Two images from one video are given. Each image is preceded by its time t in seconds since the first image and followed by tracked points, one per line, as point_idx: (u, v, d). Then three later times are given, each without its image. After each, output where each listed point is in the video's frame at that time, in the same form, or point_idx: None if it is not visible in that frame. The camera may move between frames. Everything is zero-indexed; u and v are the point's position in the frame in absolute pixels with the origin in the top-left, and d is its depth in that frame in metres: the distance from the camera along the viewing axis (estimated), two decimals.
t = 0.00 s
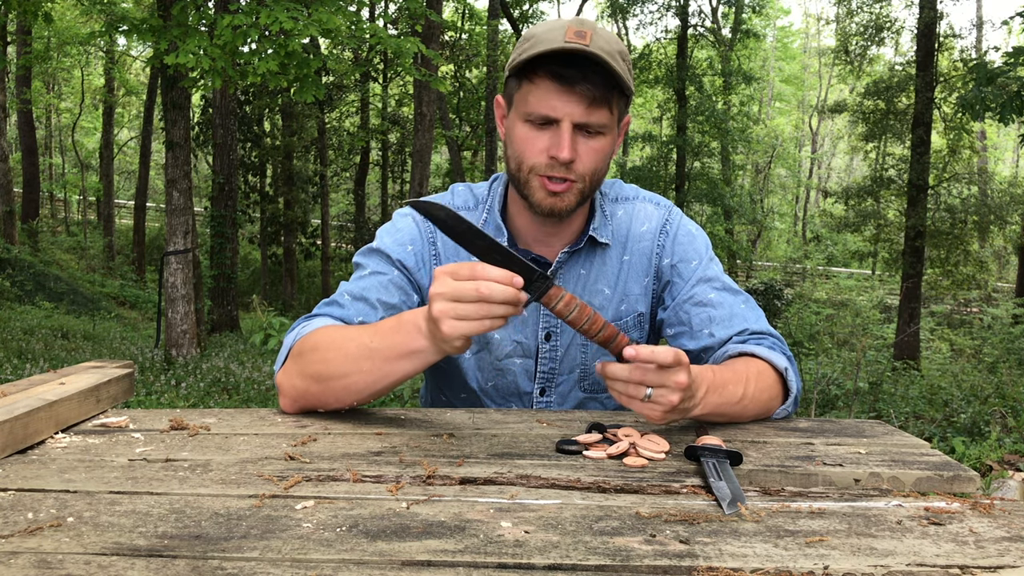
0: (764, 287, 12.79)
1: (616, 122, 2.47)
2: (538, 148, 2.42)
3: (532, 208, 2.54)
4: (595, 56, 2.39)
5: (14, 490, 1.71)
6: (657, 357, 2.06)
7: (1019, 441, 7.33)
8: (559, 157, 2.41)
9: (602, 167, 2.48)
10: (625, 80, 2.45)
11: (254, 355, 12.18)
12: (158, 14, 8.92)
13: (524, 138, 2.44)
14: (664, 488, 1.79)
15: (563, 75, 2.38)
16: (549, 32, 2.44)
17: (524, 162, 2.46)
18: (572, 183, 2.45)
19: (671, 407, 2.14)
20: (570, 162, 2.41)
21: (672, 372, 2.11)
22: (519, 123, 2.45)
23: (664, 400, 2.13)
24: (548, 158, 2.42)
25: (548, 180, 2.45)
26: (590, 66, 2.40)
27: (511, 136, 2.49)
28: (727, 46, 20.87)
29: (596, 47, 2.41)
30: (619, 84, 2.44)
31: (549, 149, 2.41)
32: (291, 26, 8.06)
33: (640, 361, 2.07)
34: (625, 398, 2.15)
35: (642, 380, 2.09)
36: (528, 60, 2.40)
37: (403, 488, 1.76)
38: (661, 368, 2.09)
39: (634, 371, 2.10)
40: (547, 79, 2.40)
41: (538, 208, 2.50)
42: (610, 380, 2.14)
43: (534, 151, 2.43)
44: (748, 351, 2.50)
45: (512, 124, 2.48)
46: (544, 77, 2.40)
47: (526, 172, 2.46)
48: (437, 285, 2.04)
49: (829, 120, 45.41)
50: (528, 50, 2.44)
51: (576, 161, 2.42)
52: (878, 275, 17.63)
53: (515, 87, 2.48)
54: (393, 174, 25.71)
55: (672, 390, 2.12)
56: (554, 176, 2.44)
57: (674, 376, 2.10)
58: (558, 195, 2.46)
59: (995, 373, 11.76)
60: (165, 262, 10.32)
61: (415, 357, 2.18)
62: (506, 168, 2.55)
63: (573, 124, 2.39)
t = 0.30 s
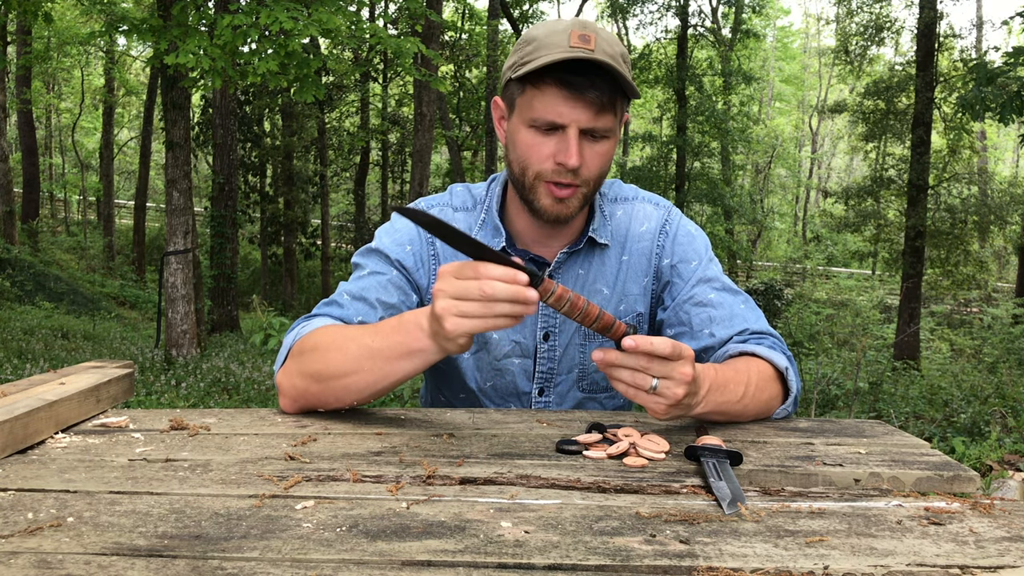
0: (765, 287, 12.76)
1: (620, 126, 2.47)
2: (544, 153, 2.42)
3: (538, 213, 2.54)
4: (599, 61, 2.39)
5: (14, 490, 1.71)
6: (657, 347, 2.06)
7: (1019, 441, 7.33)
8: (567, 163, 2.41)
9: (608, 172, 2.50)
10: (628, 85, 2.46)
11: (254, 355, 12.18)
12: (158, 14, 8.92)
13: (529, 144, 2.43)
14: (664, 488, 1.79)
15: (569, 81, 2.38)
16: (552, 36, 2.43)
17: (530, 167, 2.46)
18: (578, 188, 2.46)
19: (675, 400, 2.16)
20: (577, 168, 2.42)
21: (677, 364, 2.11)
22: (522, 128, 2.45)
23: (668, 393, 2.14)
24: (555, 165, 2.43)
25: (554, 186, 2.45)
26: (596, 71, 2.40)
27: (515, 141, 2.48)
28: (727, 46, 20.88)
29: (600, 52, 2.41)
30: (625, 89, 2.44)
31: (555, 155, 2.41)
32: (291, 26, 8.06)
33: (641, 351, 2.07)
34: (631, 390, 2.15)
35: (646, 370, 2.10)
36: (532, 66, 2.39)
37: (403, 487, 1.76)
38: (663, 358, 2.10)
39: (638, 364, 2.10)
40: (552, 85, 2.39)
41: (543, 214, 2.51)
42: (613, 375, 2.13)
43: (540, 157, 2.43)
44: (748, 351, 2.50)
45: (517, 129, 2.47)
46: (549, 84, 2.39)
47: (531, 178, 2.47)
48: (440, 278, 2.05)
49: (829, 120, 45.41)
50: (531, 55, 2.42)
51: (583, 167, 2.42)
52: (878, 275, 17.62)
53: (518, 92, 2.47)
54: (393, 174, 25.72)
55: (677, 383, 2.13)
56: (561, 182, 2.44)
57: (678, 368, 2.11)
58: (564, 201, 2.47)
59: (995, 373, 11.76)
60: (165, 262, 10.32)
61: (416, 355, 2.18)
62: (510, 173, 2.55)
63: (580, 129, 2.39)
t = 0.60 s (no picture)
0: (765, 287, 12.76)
1: (619, 125, 2.47)
2: (541, 151, 2.42)
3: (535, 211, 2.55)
4: (598, 59, 2.39)
5: (14, 490, 1.71)
6: (658, 342, 2.07)
7: (1019, 441, 7.33)
8: (563, 160, 2.41)
9: (606, 170, 2.49)
10: (628, 83, 2.46)
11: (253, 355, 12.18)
12: (158, 14, 8.92)
13: (526, 141, 2.44)
14: (663, 488, 1.79)
15: (568, 79, 2.38)
16: (552, 34, 2.43)
17: (527, 165, 2.46)
18: (576, 187, 2.46)
19: (680, 397, 2.16)
20: (574, 165, 2.42)
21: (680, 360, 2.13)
22: (521, 126, 2.45)
23: (673, 391, 2.14)
24: (552, 162, 2.43)
25: (551, 183, 2.46)
26: (595, 69, 2.39)
27: (513, 138, 2.49)
28: (727, 46, 20.87)
29: (600, 50, 2.41)
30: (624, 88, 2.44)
31: (552, 152, 2.42)
32: (290, 26, 8.06)
33: (643, 348, 2.08)
34: (634, 390, 2.14)
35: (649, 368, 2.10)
36: (530, 64, 2.40)
37: (403, 487, 1.76)
38: (665, 355, 2.11)
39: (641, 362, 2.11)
40: (550, 83, 2.39)
41: (540, 211, 2.51)
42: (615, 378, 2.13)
43: (536, 155, 2.43)
44: (748, 351, 2.49)
45: (515, 127, 2.48)
46: (547, 81, 2.40)
47: (528, 175, 2.47)
48: (446, 301, 2.00)
49: (829, 120, 45.41)
50: (531, 53, 2.43)
51: (580, 164, 2.42)
52: (877, 275, 17.59)
53: (517, 90, 2.48)
54: (393, 174, 25.71)
55: (681, 379, 2.13)
56: (558, 179, 2.44)
57: (681, 364, 2.12)
58: (561, 198, 2.47)
59: (995, 373, 11.76)
60: (165, 262, 10.31)
61: (415, 359, 2.17)
62: (508, 170, 2.56)
63: (577, 127, 2.39)
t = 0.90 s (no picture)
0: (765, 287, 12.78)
1: (615, 120, 2.46)
2: (533, 140, 2.41)
3: (526, 203, 2.52)
4: (597, 51, 2.41)
5: (14, 491, 1.71)
6: (673, 360, 2.07)
7: (1019, 441, 7.33)
8: (555, 149, 2.40)
9: (600, 163, 2.46)
10: (626, 78, 2.46)
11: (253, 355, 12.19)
12: (158, 14, 8.92)
13: (520, 131, 2.43)
14: (664, 488, 1.79)
15: (562, 68, 2.40)
16: (550, 27, 2.47)
17: (519, 154, 2.45)
18: (567, 179, 2.43)
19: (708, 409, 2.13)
20: (567, 155, 2.40)
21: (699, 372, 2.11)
22: (517, 117, 2.46)
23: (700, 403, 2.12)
24: (544, 151, 2.41)
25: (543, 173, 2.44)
26: (591, 61, 2.41)
27: (508, 130, 2.49)
28: (727, 46, 20.88)
29: (597, 42, 2.42)
30: (620, 83, 2.45)
31: (544, 141, 2.40)
32: (291, 26, 8.06)
33: (660, 368, 2.06)
34: (663, 410, 2.11)
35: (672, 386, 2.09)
36: (528, 52, 2.42)
37: (403, 487, 1.76)
38: (684, 370, 2.09)
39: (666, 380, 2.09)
40: (545, 72, 2.41)
41: (531, 202, 2.49)
42: (640, 399, 2.12)
43: (529, 144, 2.42)
44: (747, 352, 2.48)
45: (511, 118, 2.48)
46: (544, 71, 2.42)
47: (521, 165, 2.46)
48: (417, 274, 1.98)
49: (830, 120, 45.43)
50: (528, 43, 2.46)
51: (573, 155, 2.40)
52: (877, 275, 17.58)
53: (516, 81, 2.50)
54: (393, 174, 25.71)
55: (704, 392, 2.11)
56: (549, 169, 2.43)
57: (701, 376, 2.11)
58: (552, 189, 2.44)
59: (995, 373, 11.76)
60: (165, 262, 10.31)
61: (404, 339, 2.14)
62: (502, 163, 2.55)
63: (570, 118, 2.39)
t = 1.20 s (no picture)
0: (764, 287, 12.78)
1: (614, 116, 2.47)
2: (536, 140, 2.41)
3: (530, 203, 2.51)
4: (595, 48, 2.42)
5: (13, 490, 1.71)
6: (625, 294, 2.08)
7: (1019, 441, 7.33)
8: (558, 148, 2.39)
9: (602, 161, 2.47)
10: (623, 74, 2.48)
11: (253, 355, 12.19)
12: (158, 14, 8.92)
13: (521, 132, 2.43)
14: (664, 488, 1.79)
15: (562, 66, 2.41)
16: (545, 27, 2.48)
17: (522, 155, 2.45)
18: (571, 177, 2.42)
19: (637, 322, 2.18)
20: (570, 154, 2.40)
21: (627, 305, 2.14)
22: (516, 118, 2.45)
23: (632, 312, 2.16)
24: (547, 151, 2.41)
25: (547, 172, 2.42)
26: (589, 59, 2.43)
27: (508, 131, 2.49)
28: (727, 46, 20.88)
29: (594, 38, 2.44)
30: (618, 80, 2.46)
31: (547, 141, 2.40)
32: (290, 26, 8.06)
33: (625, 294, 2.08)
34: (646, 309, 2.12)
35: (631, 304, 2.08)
36: (526, 54, 2.43)
37: (403, 487, 1.76)
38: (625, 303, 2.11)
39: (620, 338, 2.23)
40: (545, 72, 2.42)
41: (535, 201, 2.47)
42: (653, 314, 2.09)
43: (531, 145, 2.42)
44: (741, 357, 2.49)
45: (510, 119, 2.48)
46: (544, 70, 2.42)
47: (524, 165, 2.45)
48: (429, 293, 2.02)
49: (830, 120, 45.45)
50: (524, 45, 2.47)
51: (575, 153, 2.40)
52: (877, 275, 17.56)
53: (513, 82, 2.51)
54: (393, 173, 25.71)
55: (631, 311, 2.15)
56: (553, 168, 2.42)
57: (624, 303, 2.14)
58: (556, 188, 2.43)
59: (995, 373, 11.76)
60: (165, 262, 10.31)
61: (414, 348, 2.16)
62: (503, 164, 2.54)
63: (572, 116, 2.39)
